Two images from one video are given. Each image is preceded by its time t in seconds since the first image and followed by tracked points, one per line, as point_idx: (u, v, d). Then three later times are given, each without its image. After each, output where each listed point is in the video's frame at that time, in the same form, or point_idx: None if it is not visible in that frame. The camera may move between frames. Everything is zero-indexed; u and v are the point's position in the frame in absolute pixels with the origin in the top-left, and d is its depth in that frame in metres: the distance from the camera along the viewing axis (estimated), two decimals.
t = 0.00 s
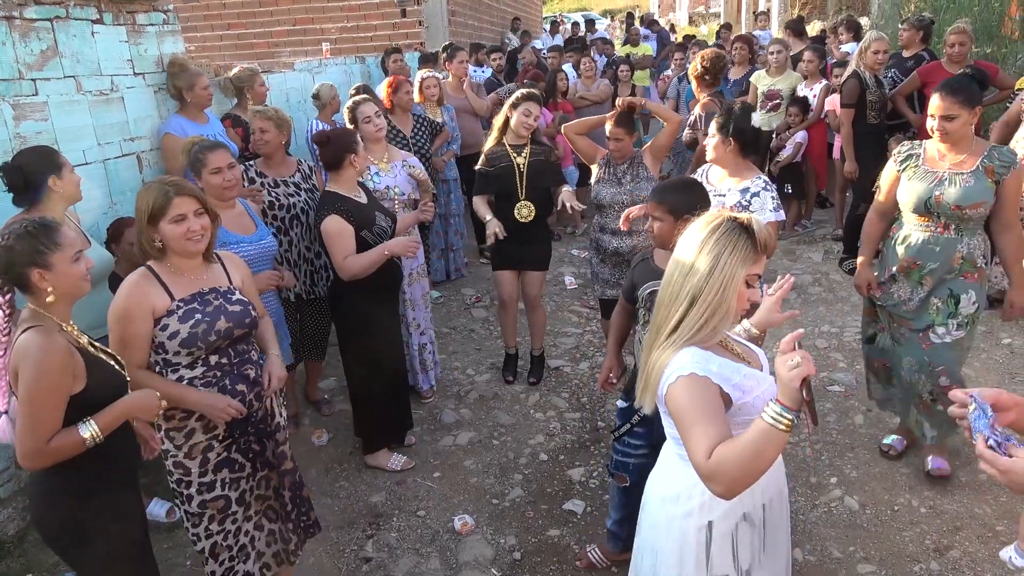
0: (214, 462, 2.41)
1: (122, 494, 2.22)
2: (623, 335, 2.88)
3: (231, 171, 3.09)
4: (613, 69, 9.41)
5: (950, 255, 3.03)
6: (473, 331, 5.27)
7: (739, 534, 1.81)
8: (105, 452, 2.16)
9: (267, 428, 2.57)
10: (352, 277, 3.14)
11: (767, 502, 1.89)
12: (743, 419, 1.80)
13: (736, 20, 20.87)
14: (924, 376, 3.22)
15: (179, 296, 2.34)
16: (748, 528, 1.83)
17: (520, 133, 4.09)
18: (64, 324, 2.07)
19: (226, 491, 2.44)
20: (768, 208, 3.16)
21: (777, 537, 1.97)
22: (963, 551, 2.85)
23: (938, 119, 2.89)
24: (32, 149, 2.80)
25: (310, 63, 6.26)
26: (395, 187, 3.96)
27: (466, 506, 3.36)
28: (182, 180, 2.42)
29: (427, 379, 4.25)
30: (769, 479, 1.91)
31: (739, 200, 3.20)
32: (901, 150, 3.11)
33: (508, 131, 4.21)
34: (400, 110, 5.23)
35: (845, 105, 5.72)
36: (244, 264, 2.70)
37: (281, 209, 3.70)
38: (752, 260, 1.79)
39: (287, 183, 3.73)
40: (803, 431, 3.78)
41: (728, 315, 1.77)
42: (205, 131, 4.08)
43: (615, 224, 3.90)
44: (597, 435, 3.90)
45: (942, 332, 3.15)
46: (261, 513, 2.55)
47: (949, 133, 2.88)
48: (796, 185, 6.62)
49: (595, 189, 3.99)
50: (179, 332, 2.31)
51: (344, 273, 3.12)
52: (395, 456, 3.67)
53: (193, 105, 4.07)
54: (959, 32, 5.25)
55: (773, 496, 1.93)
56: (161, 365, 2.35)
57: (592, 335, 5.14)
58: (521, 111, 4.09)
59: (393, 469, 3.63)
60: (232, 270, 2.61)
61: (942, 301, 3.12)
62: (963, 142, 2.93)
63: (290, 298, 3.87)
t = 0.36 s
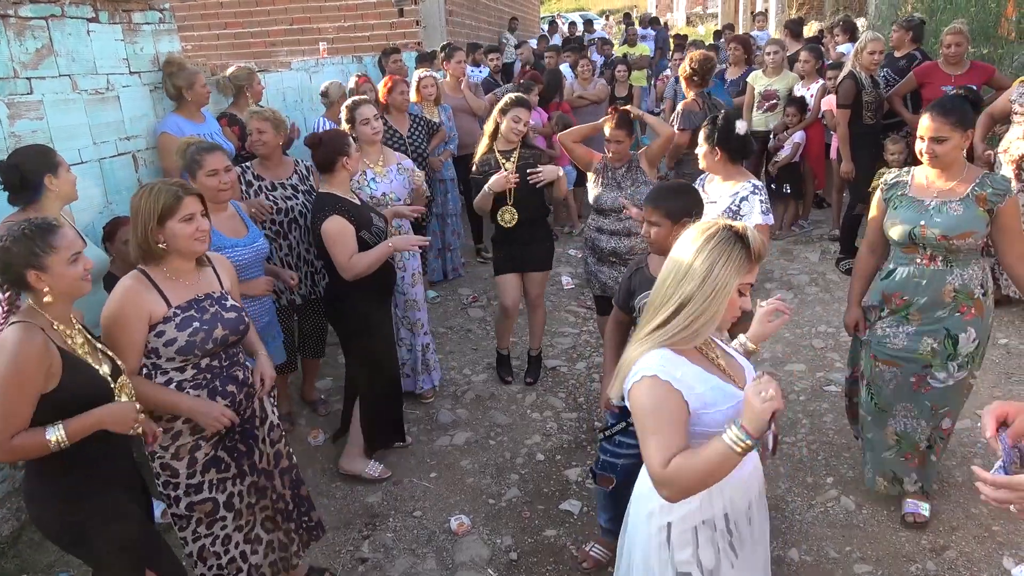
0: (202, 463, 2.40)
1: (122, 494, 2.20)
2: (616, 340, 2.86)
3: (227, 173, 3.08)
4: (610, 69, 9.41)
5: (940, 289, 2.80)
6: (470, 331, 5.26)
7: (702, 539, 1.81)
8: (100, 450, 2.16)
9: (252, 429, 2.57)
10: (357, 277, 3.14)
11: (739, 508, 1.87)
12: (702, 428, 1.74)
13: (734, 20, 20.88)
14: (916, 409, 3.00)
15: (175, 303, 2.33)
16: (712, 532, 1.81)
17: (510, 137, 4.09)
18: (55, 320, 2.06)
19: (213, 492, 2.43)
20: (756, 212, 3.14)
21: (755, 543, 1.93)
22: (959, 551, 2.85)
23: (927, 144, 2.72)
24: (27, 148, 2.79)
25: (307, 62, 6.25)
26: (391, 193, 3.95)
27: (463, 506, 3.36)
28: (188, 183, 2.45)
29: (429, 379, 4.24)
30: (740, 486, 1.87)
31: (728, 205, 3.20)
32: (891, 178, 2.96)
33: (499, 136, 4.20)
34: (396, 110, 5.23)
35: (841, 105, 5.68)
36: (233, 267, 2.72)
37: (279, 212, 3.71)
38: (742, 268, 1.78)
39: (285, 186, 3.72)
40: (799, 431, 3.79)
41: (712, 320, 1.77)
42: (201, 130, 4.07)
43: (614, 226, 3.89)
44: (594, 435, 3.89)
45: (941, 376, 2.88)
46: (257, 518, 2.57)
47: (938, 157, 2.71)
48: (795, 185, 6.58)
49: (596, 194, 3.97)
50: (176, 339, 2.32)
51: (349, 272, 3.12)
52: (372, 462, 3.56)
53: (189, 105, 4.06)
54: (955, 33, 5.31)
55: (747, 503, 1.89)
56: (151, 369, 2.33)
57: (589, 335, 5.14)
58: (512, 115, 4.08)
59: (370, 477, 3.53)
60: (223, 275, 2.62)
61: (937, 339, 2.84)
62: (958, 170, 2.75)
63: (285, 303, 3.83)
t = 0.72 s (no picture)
0: (226, 453, 2.42)
1: (122, 495, 2.20)
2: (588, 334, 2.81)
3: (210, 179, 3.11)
4: (607, 68, 9.41)
5: (925, 296, 2.64)
6: (468, 331, 5.26)
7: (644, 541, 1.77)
8: (96, 449, 2.14)
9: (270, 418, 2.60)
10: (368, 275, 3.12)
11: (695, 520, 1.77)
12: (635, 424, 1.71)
13: (731, 19, 20.86)
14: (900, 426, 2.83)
15: (196, 298, 2.32)
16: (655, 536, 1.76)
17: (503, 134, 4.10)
18: (48, 317, 2.06)
19: (234, 482, 2.45)
20: (764, 197, 3.09)
21: (719, 560, 1.82)
22: (957, 549, 2.85)
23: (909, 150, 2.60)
24: (23, 150, 2.79)
25: (303, 63, 6.24)
26: (399, 193, 3.95)
27: (461, 506, 3.36)
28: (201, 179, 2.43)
29: (430, 381, 4.22)
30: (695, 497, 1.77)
31: (736, 192, 3.15)
32: (874, 182, 2.85)
33: (490, 134, 4.20)
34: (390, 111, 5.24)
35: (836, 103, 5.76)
36: (243, 260, 2.72)
37: (264, 213, 3.69)
38: (705, 265, 1.70)
39: (272, 187, 3.70)
40: (797, 429, 3.79)
41: (665, 315, 1.71)
42: (196, 131, 4.07)
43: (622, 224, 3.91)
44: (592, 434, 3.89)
45: (922, 385, 2.73)
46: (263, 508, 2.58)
47: (921, 164, 2.59)
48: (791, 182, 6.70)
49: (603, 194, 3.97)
50: (200, 332, 2.32)
51: (360, 270, 3.10)
52: (363, 475, 3.52)
53: (185, 106, 4.05)
54: (951, 30, 5.27)
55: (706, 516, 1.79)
56: (174, 364, 2.33)
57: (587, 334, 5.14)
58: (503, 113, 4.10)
59: (360, 490, 3.47)
60: (235, 268, 2.61)
61: (920, 348, 2.69)
62: (939, 175, 2.62)
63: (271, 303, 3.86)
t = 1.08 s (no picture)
0: (253, 441, 2.46)
1: (121, 496, 2.20)
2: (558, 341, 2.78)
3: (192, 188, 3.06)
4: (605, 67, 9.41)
5: (865, 331, 2.53)
6: (466, 330, 5.26)
7: (626, 548, 1.77)
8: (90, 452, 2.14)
9: (295, 407, 2.63)
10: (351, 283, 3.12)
11: (680, 530, 1.77)
12: (628, 437, 1.71)
13: (728, 17, 20.85)
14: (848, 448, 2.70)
15: (219, 294, 2.36)
16: (638, 544, 1.76)
17: (491, 130, 4.08)
18: (45, 323, 2.06)
19: (269, 475, 2.47)
20: (791, 199, 3.09)
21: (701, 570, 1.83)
22: (955, 545, 2.85)
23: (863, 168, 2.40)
24: (19, 149, 2.78)
25: (300, 62, 6.23)
26: (414, 198, 3.95)
27: (459, 505, 3.36)
28: (226, 177, 2.48)
29: (434, 379, 4.24)
30: (681, 509, 1.76)
31: (760, 195, 3.11)
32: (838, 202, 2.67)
33: (480, 134, 4.17)
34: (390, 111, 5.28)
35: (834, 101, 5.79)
36: (267, 257, 2.72)
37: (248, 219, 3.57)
38: (675, 257, 1.69)
39: (260, 191, 3.62)
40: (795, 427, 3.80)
41: (651, 318, 1.70)
42: (193, 131, 4.06)
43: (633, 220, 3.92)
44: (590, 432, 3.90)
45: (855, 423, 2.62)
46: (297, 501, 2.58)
47: (875, 184, 2.39)
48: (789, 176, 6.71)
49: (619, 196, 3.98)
50: (221, 329, 2.35)
51: (335, 279, 3.11)
52: (361, 474, 3.52)
53: (182, 105, 4.04)
54: (948, 27, 5.28)
55: (691, 527, 1.79)
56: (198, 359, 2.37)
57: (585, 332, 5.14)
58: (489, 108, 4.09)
59: (359, 489, 3.47)
60: (260, 265, 2.63)
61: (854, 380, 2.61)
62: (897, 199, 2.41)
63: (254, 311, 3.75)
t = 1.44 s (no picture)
0: (258, 439, 2.46)
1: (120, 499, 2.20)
2: (557, 341, 2.80)
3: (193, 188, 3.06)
4: (603, 66, 9.42)
5: (817, 348, 2.45)
6: (465, 329, 5.26)
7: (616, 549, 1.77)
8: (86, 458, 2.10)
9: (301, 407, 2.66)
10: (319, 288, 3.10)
11: (668, 536, 1.75)
12: (618, 436, 1.71)
13: (725, 15, 20.85)
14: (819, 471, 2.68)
15: (226, 285, 2.37)
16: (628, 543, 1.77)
17: (485, 130, 4.07)
18: (35, 329, 2.05)
19: (269, 471, 2.50)
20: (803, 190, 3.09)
21: None
22: (953, 542, 2.86)
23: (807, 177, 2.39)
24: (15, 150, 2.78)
25: (298, 62, 6.23)
26: (415, 199, 3.95)
27: (459, 504, 3.36)
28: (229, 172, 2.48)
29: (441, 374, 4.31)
30: (669, 515, 1.74)
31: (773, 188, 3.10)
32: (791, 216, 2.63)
33: (474, 136, 4.18)
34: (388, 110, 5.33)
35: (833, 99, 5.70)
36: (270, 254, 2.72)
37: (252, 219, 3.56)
38: (640, 253, 1.67)
39: (261, 191, 3.62)
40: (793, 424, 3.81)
41: (632, 317, 1.70)
42: (191, 131, 4.05)
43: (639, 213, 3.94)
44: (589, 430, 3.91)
45: (820, 445, 2.53)
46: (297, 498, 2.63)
47: (823, 193, 2.37)
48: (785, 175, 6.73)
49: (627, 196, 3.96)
50: (231, 317, 2.35)
51: (309, 281, 3.08)
52: (360, 475, 3.52)
53: (180, 106, 4.05)
54: (945, 24, 5.28)
55: (680, 535, 1.76)
56: (205, 350, 2.38)
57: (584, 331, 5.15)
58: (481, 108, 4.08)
59: (359, 489, 3.48)
60: (263, 260, 2.63)
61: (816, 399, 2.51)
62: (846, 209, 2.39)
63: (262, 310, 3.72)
